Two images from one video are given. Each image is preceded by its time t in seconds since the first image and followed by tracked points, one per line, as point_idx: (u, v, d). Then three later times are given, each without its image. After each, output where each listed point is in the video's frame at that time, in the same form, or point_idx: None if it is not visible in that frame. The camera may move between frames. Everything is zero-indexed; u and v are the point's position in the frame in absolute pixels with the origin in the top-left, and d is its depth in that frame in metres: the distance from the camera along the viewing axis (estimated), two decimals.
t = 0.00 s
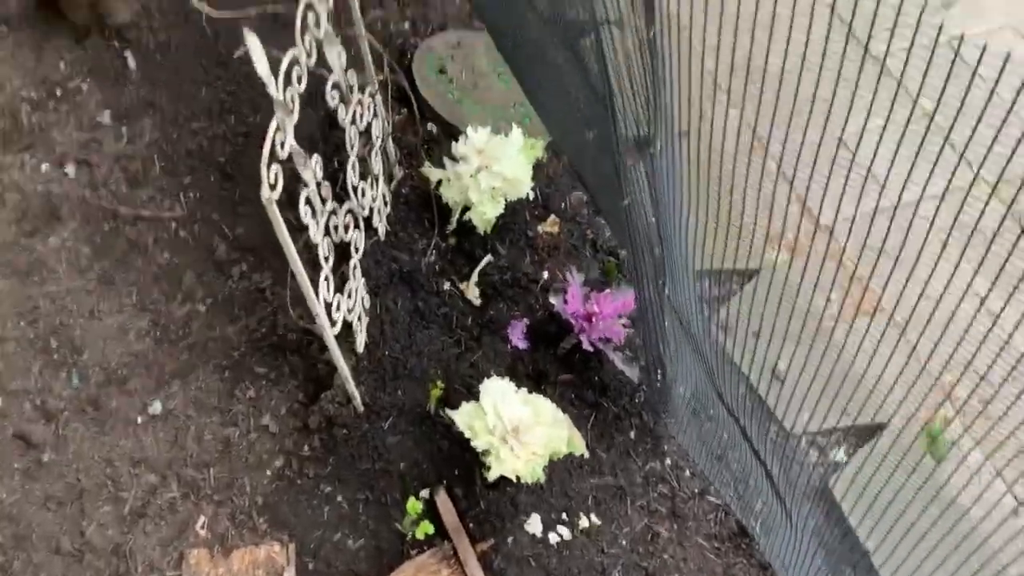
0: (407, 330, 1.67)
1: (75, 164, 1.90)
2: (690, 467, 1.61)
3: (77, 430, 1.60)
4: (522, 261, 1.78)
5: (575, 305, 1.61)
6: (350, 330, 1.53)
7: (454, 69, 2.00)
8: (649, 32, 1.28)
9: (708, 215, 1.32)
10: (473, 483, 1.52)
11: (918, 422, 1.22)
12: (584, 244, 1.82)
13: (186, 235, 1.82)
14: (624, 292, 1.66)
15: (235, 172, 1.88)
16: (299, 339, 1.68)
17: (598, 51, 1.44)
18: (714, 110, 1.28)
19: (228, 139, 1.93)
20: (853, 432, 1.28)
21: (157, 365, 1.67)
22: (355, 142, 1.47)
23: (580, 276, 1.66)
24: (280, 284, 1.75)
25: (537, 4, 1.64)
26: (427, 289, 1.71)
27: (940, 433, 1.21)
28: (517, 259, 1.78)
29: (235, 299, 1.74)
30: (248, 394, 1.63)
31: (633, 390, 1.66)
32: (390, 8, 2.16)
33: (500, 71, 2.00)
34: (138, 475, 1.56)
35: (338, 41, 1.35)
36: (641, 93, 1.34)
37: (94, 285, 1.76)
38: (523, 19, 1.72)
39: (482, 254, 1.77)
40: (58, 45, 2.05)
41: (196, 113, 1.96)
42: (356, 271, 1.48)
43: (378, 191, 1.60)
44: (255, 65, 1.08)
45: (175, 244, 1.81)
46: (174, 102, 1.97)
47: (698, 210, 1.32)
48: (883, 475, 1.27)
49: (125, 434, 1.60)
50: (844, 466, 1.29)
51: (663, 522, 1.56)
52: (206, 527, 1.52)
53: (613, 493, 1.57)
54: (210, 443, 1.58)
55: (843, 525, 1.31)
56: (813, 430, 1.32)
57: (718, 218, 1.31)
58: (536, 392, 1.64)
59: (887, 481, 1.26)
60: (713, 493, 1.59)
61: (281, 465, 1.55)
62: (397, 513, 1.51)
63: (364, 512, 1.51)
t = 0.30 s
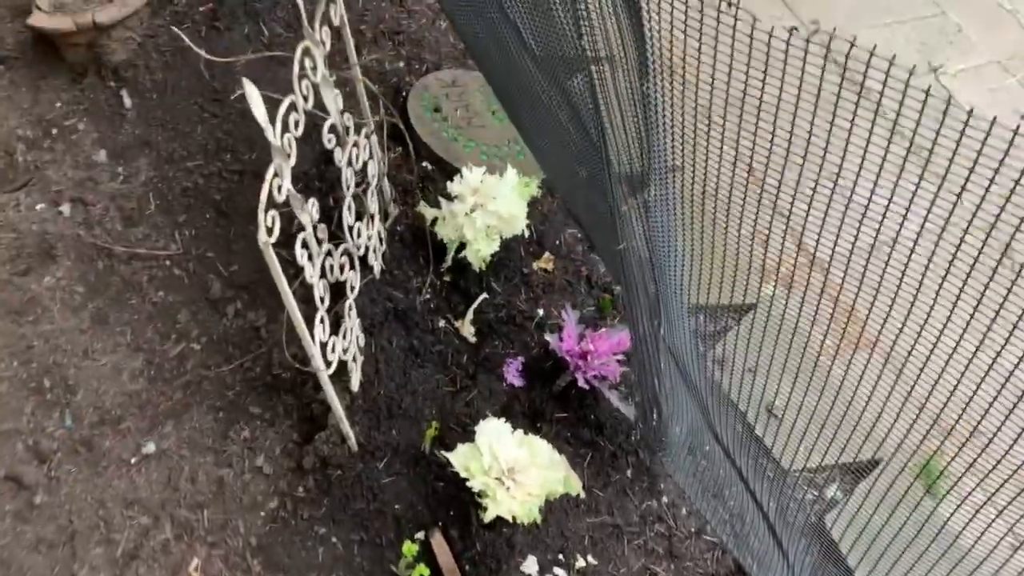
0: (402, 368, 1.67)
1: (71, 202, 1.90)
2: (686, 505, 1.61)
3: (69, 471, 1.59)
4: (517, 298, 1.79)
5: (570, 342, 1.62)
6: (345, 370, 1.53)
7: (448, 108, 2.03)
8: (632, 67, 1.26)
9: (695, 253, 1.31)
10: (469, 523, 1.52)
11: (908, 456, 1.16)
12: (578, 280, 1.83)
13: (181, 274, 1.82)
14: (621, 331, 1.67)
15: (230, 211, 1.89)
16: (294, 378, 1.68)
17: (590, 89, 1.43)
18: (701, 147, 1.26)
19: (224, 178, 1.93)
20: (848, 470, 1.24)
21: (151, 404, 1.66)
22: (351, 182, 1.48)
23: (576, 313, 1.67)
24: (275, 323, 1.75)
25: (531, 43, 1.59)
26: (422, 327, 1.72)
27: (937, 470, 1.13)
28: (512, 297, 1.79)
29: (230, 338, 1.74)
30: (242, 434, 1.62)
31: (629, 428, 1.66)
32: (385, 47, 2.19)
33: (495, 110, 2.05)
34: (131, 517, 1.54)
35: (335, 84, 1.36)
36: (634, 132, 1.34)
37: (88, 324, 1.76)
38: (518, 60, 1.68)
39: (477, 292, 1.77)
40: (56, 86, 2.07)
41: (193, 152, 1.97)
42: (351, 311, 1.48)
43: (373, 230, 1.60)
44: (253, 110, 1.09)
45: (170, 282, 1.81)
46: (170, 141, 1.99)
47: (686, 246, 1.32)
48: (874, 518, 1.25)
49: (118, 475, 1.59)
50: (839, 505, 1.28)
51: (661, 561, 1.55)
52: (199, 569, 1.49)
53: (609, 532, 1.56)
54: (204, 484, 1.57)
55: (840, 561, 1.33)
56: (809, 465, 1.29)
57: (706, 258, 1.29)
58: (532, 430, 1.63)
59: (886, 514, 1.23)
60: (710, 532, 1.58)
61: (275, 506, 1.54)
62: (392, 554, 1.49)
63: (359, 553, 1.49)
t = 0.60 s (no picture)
0: (385, 362, 1.63)
1: (45, 197, 1.86)
2: (675, 499, 1.59)
3: (43, 471, 1.55)
4: (502, 290, 1.76)
5: (556, 334, 1.59)
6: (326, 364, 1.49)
7: (431, 99, 2.00)
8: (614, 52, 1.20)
9: (682, 245, 1.27)
10: (453, 519, 1.48)
11: (895, 447, 1.13)
12: (564, 272, 1.80)
13: (159, 268, 1.78)
14: (607, 322, 1.64)
15: (209, 205, 1.85)
16: (274, 373, 1.65)
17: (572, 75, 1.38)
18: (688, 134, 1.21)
19: (203, 171, 1.90)
20: (839, 461, 1.22)
21: (128, 402, 1.62)
22: (330, 171, 1.45)
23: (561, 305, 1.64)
24: (255, 318, 1.71)
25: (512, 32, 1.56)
26: (405, 320, 1.68)
27: (926, 459, 1.10)
28: (497, 290, 1.76)
29: (208, 333, 1.70)
30: (221, 431, 1.58)
31: (616, 421, 1.63)
32: (367, 39, 2.16)
33: (478, 101, 2.01)
34: (107, 517, 1.50)
35: (311, 70, 1.33)
36: (618, 120, 1.29)
37: (63, 321, 1.72)
38: (501, 50, 1.66)
39: (461, 284, 1.74)
40: (30, 79, 2.03)
41: (170, 145, 1.93)
42: (331, 303, 1.44)
43: (354, 221, 1.57)
44: (224, 93, 1.06)
45: (147, 277, 1.77)
46: (147, 134, 1.95)
47: (672, 237, 1.28)
48: (866, 509, 1.23)
49: (94, 474, 1.55)
50: (830, 496, 1.26)
51: (649, 555, 1.53)
52: (176, 569, 1.46)
53: (597, 526, 1.54)
54: (182, 482, 1.54)
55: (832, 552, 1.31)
56: (799, 456, 1.27)
57: (694, 250, 1.26)
58: (518, 425, 1.61)
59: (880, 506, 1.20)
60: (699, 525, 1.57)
61: (255, 504, 1.51)
62: (374, 551, 1.46)
63: (341, 551, 1.46)
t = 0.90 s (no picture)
0: (360, 357, 1.62)
1: (15, 194, 1.84)
2: (651, 490, 1.60)
3: (16, 472, 1.54)
4: (478, 284, 1.75)
5: (531, 327, 1.59)
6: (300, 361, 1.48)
7: (405, 92, 1.99)
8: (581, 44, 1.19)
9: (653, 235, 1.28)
10: (430, 514, 1.48)
11: (868, 435, 1.13)
12: (540, 264, 1.80)
13: (131, 266, 1.76)
14: (583, 315, 1.64)
15: (181, 201, 1.84)
16: (248, 370, 1.64)
17: (538, 69, 1.38)
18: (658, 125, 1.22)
19: (175, 167, 1.88)
20: (809, 450, 1.24)
21: (101, 401, 1.61)
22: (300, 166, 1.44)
23: (538, 298, 1.64)
24: (229, 315, 1.70)
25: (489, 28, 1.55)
26: (380, 315, 1.68)
27: (897, 445, 1.10)
28: (473, 283, 1.75)
29: (182, 330, 1.68)
30: (196, 429, 1.57)
31: (593, 413, 1.64)
32: (340, 31, 2.15)
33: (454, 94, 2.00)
34: (80, 517, 1.49)
35: (279, 64, 1.32)
36: (583, 113, 1.28)
37: (34, 320, 1.70)
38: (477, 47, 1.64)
39: (437, 278, 1.74)
40: None
41: (141, 141, 1.91)
42: (304, 299, 1.43)
43: (326, 216, 1.56)
44: (187, 90, 1.04)
45: (119, 275, 1.75)
46: (118, 130, 1.92)
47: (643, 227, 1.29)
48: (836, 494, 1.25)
49: (67, 475, 1.53)
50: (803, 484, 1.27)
51: (626, 547, 1.54)
52: (152, 569, 1.45)
53: (573, 518, 1.54)
54: (156, 481, 1.53)
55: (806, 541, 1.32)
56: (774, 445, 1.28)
57: (668, 242, 1.27)
58: (494, 418, 1.60)
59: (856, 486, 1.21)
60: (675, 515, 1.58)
61: (231, 501, 1.50)
62: (350, 548, 1.45)
63: (318, 548, 1.46)
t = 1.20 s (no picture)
0: (333, 353, 1.60)
1: None
2: (629, 482, 1.60)
3: None
4: (452, 277, 1.73)
5: (507, 321, 1.57)
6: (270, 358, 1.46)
7: (376, 84, 1.97)
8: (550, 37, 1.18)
9: (628, 230, 1.27)
10: (405, 511, 1.46)
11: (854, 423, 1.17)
12: (515, 257, 1.79)
13: (98, 264, 1.72)
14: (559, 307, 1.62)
15: (150, 198, 1.80)
16: (219, 369, 1.61)
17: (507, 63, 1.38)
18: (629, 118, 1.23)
19: (142, 162, 1.84)
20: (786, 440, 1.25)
21: (68, 403, 1.58)
22: (267, 160, 1.41)
23: (513, 291, 1.62)
24: (198, 313, 1.67)
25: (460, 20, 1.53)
26: (353, 310, 1.65)
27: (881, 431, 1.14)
28: (447, 277, 1.74)
29: (151, 329, 1.65)
30: (166, 429, 1.54)
31: (570, 406, 1.63)
32: (310, 23, 2.12)
33: (424, 85, 1.99)
34: (48, 522, 1.46)
35: (243, 56, 1.29)
36: (553, 108, 1.29)
37: None
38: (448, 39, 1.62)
39: (410, 272, 1.72)
40: None
41: (107, 137, 1.87)
42: (273, 295, 1.41)
43: (296, 211, 1.53)
44: (146, 82, 1.01)
45: (86, 273, 1.71)
46: (83, 126, 1.88)
47: (617, 222, 1.28)
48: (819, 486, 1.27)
49: (34, 478, 1.50)
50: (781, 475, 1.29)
51: (604, 540, 1.53)
52: (122, 572, 1.42)
53: (551, 512, 1.53)
54: (126, 483, 1.50)
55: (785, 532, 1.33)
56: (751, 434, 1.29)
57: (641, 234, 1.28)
58: (470, 413, 1.58)
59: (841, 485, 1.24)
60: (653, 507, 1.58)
61: (202, 502, 1.47)
62: (325, 546, 1.43)
63: (292, 548, 1.43)
